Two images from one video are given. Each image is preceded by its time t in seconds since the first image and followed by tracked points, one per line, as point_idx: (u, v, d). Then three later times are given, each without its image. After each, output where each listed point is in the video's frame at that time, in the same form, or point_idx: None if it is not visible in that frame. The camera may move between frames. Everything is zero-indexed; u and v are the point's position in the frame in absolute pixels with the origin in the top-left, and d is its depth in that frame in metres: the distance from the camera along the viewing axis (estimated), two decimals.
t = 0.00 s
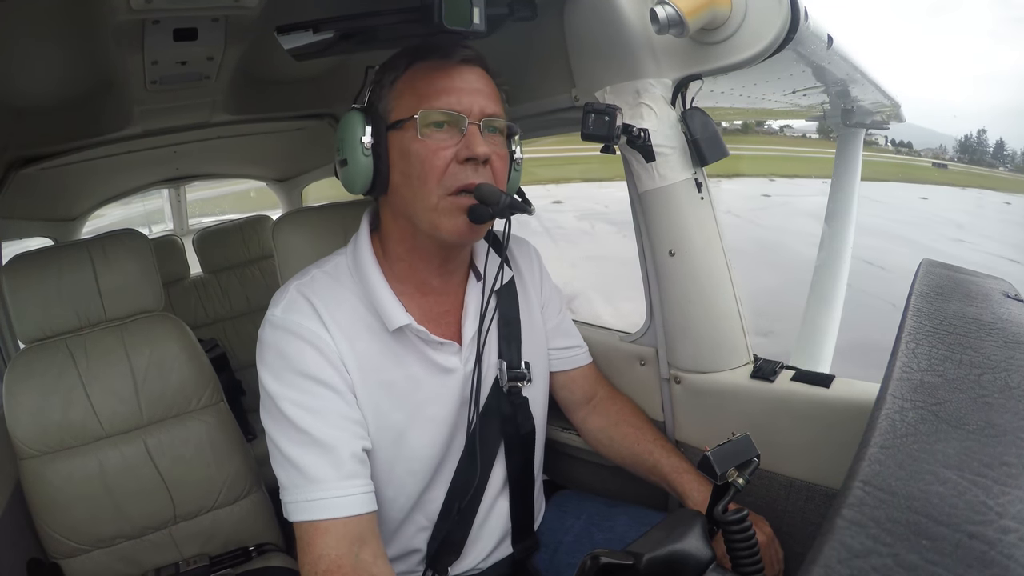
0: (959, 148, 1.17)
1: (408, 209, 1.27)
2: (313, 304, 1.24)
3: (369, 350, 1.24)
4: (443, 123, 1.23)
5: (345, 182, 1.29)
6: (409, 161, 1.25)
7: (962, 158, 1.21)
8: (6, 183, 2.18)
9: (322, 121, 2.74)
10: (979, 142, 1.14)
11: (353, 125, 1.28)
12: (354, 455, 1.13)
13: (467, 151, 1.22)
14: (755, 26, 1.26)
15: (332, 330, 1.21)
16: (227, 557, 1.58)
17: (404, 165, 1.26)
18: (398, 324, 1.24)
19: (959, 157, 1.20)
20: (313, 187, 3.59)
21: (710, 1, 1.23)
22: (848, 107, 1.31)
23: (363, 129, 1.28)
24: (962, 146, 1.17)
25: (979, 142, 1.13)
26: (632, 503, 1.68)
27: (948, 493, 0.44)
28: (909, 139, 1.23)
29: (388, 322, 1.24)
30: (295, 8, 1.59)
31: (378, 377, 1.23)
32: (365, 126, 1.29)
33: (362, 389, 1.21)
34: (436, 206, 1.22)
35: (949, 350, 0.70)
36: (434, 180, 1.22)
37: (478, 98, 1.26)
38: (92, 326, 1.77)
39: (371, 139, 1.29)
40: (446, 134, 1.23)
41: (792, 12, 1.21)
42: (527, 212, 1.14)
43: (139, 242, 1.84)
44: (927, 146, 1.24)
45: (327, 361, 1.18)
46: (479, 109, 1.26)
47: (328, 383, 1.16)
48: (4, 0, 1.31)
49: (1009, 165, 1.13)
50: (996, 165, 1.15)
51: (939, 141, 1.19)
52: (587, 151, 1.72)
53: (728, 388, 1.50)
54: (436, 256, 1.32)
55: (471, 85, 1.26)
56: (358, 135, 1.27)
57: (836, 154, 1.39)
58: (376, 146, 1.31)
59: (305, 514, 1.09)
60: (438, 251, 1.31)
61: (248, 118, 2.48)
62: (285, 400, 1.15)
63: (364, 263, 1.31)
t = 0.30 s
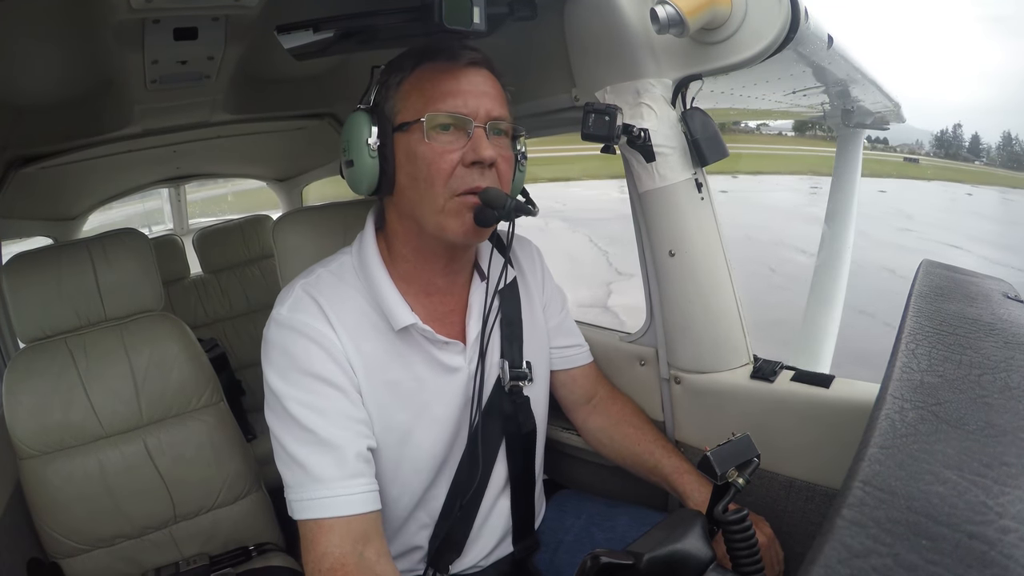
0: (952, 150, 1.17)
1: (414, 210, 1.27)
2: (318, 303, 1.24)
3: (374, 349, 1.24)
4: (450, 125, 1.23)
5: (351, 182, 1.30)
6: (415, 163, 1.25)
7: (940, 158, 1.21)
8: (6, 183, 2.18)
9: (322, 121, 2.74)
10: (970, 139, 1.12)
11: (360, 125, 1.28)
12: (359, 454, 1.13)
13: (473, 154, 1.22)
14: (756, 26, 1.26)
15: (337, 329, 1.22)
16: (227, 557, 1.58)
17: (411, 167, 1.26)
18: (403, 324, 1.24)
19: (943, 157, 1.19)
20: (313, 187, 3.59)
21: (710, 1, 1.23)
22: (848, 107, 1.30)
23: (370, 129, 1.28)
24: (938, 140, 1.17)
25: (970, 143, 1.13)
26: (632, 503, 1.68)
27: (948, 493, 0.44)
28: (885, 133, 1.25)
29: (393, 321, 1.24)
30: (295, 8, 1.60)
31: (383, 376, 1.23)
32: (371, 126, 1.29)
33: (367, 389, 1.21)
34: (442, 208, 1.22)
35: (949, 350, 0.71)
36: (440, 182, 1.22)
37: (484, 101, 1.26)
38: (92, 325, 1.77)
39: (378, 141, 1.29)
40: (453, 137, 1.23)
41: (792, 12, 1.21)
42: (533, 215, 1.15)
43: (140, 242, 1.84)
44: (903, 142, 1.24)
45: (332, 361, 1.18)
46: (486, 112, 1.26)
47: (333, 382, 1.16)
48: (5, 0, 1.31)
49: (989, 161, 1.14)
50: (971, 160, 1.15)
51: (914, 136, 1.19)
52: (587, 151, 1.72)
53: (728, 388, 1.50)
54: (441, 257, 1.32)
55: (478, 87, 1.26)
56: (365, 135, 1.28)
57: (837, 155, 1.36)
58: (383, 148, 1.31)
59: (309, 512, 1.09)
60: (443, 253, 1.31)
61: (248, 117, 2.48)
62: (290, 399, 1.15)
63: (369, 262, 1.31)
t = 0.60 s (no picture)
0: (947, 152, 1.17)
1: (416, 212, 1.27)
2: (320, 304, 1.24)
3: (376, 350, 1.24)
4: (454, 128, 1.24)
5: (354, 184, 1.29)
6: (419, 165, 1.25)
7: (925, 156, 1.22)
8: (6, 183, 2.18)
9: (322, 121, 2.74)
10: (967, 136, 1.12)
11: (362, 126, 1.28)
12: (361, 455, 1.13)
13: (477, 157, 1.23)
14: (756, 26, 1.26)
15: (339, 330, 1.22)
16: (227, 557, 1.58)
17: (414, 169, 1.26)
18: (405, 325, 1.24)
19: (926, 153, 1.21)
20: (313, 187, 3.59)
21: (709, 1, 1.23)
22: (848, 107, 1.30)
23: (374, 131, 1.28)
24: (914, 137, 1.19)
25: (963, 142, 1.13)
26: (632, 503, 1.68)
27: (948, 493, 0.44)
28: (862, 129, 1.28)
29: (395, 323, 1.24)
30: (295, 8, 1.60)
31: (385, 377, 1.23)
32: (375, 127, 1.28)
33: (370, 389, 1.21)
34: (446, 211, 1.22)
35: (949, 350, 0.71)
36: (444, 185, 1.23)
37: (487, 103, 1.26)
38: (92, 325, 1.77)
39: (381, 143, 1.29)
40: (456, 139, 1.23)
41: (792, 12, 1.21)
42: (535, 217, 1.15)
43: (140, 242, 1.84)
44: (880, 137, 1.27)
45: (334, 361, 1.18)
46: (489, 114, 1.26)
47: (335, 383, 1.16)
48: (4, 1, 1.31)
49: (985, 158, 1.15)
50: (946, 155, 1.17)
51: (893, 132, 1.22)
52: (586, 151, 1.72)
53: (728, 387, 1.50)
54: (444, 258, 1.33)
55: (481, 90, 1.26)
56: (368, 138, 1.27)
57: (837, 156, 1.37)
58: (386, 150, 1.30)
59: (311, 513, 1.09)
60: (445, 254, 1.31)
61: (248, 117, 2.48)
62: (292, 399, 1.15)
63: (371, 263, 1.31)
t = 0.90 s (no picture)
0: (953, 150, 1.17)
1: (415, 214, 1.27)
2: (319, 305, 1.24)
3: (375, 351, 1.24)
4: (453, 129, 1.23)
5: (353, 186, 1.29)
6: (417, 167, 1.25)
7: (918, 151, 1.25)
8: (5, 182, 2.18)
9: (322, 120, 2.74)
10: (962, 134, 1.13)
11: (360, 127, 1.28)
12: (360, 456, 1.13)
13: (476, 157, 1.23)
14: (756, 26, 1.26)
15: (338, 331, 1.21)
16: (227, 557, 1.58)
17: (413, 170, 1.26)
18: (404, 326, 1.24)
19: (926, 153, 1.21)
20: (313, 187, 3.59)
21: (710, 1, 1.23)
22: (847, 107, 1.31)
23: (371, 132, 1.28)
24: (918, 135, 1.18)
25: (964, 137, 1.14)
26: (632, 503, 1.68)
27: (948, 493, 0.43)
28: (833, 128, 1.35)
29: (394, 324, 1.24)
30: (295, 8, 1.60)
31: (383, 378, 1.23)
32: (373, 129, 1.28)
33: (369, 390, 1.21)
34: (444, 212, 1.23)
35: (949, 350, 0.70)
36: (442, 186, 1.23)
37: (485, 103, 1.26)
38: (92, 325, 1.77)
39: (379, 144, 1.29)
40: (454, 140, 1.23)
41: (792, 12, 1.21)
42: (535, 218, 1.15)
43: (140, 242, 1.84)
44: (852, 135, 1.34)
45: (333, 363, 1.18)
46: (487, 114, 1.25)
47: (334, 384, 1.16)
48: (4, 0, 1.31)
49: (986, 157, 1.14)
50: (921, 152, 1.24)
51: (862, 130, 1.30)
52: (586, 151, 1.72)
53: (728, 387, 1.50)
54: (442, 259, 1.32)
55: (479, 90, 1.26)
56: (366, 139, 1.27)
57: (836, 157, 1.38)
58: (384, 151, 1.30)
59: (310, 515, 1.09)
60: (444, 255, 1.31)
61: (249, 117, 2.48)
62: (291, 401, 1.15)
63: (370, 264, 1.31)
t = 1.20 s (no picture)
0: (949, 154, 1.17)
1: (411, 217, 1.27)
2: (317, 309, 1.24)
3: (374, 355, 1.24)
4: (447, 132, 1.23)
5: (348, 191, 1.30)
6: (412, 170, 1.25)
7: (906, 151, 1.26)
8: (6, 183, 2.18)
9: (322, 120, 2.74)
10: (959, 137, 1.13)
11: (355, 131, 1.28)
12: (360, 460, 1.13)
13: (471, 160, 1.22)
14: (756, 26, 1.25)
15: (336, 335, 1.22)
16: (227, 558, 1.58)
17: (407, 174, 1.26)
18: (403, 330, 1.24)
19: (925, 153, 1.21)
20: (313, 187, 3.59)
21: (710, 1, 1.23)
22: (848, 107, 1.30)
23: (366, 135, 1.29)
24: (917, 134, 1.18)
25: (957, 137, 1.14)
26: (632, 503, 1.68)
27: (949, 494, 0.43)
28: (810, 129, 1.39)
29: (392, 328, 1.24)
30: (295, 9, 1.60)
31: (382, 382, 1.23)
32: (367, 134, 1.29)
33: (367, 394, 1.21)
34: (440, 216, 1.23)
35: (949, 350, 0.70)
36: (438, 190, 1.23)
37: (480, 105, 1.25)
38: (91, 326, 1.77)
39: (374, 148, 1.29)
40: (450, 143, 1.23)
41: (792, 12, 1.20)
42: (531, 220, 1.15)
43: (140, 242, 1.84)
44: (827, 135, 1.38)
45: (331, 367, 1.18)
46: (482, 117, 1.25)
47: (332, 389, 1.16)
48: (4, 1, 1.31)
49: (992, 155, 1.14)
50: (897, 149, 1.27)
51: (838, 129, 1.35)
52: (587, 151, 1.72)
53: (728, 388, 1.50)
54: (440, 262, 1.32)
55: (474, 92, 1.26)
56: (361, 144, 1.28)
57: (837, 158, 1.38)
58: (379, 154, 1.31)
59: (309, 518, 1.09)
60: (441, 258, 1.31)
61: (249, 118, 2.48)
62: (290, 405, 1.15)
63: (368, 268, 1.31)
